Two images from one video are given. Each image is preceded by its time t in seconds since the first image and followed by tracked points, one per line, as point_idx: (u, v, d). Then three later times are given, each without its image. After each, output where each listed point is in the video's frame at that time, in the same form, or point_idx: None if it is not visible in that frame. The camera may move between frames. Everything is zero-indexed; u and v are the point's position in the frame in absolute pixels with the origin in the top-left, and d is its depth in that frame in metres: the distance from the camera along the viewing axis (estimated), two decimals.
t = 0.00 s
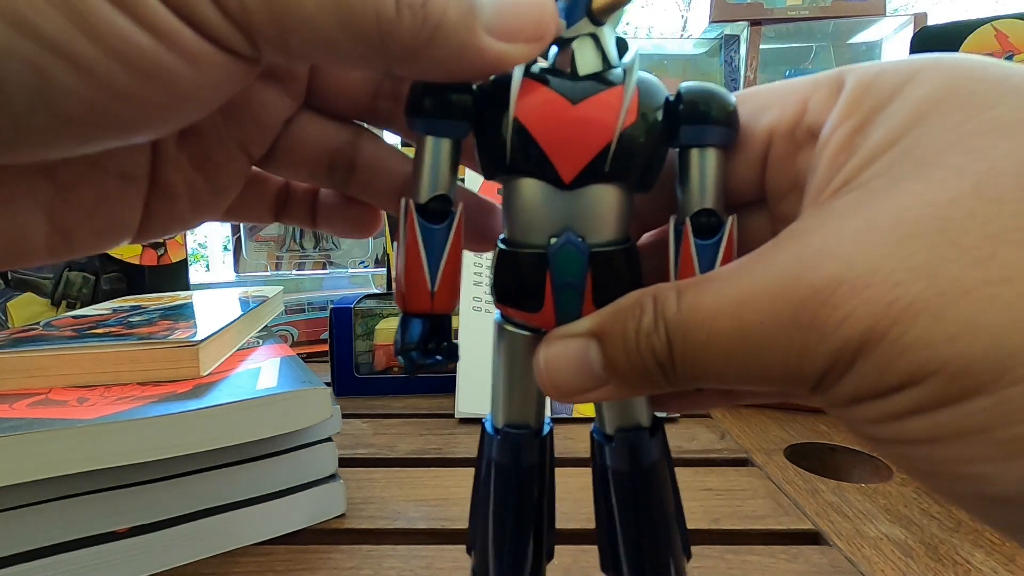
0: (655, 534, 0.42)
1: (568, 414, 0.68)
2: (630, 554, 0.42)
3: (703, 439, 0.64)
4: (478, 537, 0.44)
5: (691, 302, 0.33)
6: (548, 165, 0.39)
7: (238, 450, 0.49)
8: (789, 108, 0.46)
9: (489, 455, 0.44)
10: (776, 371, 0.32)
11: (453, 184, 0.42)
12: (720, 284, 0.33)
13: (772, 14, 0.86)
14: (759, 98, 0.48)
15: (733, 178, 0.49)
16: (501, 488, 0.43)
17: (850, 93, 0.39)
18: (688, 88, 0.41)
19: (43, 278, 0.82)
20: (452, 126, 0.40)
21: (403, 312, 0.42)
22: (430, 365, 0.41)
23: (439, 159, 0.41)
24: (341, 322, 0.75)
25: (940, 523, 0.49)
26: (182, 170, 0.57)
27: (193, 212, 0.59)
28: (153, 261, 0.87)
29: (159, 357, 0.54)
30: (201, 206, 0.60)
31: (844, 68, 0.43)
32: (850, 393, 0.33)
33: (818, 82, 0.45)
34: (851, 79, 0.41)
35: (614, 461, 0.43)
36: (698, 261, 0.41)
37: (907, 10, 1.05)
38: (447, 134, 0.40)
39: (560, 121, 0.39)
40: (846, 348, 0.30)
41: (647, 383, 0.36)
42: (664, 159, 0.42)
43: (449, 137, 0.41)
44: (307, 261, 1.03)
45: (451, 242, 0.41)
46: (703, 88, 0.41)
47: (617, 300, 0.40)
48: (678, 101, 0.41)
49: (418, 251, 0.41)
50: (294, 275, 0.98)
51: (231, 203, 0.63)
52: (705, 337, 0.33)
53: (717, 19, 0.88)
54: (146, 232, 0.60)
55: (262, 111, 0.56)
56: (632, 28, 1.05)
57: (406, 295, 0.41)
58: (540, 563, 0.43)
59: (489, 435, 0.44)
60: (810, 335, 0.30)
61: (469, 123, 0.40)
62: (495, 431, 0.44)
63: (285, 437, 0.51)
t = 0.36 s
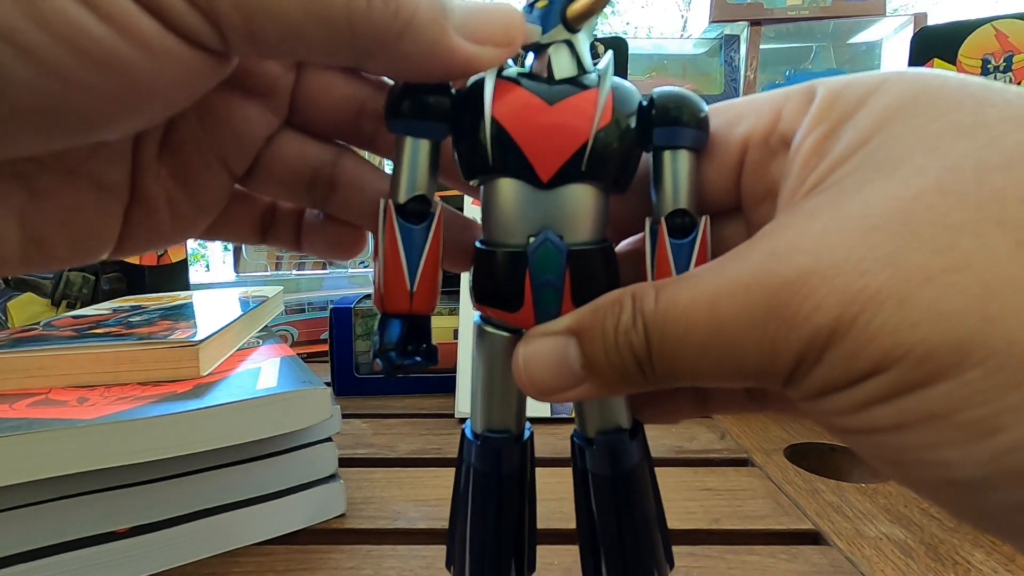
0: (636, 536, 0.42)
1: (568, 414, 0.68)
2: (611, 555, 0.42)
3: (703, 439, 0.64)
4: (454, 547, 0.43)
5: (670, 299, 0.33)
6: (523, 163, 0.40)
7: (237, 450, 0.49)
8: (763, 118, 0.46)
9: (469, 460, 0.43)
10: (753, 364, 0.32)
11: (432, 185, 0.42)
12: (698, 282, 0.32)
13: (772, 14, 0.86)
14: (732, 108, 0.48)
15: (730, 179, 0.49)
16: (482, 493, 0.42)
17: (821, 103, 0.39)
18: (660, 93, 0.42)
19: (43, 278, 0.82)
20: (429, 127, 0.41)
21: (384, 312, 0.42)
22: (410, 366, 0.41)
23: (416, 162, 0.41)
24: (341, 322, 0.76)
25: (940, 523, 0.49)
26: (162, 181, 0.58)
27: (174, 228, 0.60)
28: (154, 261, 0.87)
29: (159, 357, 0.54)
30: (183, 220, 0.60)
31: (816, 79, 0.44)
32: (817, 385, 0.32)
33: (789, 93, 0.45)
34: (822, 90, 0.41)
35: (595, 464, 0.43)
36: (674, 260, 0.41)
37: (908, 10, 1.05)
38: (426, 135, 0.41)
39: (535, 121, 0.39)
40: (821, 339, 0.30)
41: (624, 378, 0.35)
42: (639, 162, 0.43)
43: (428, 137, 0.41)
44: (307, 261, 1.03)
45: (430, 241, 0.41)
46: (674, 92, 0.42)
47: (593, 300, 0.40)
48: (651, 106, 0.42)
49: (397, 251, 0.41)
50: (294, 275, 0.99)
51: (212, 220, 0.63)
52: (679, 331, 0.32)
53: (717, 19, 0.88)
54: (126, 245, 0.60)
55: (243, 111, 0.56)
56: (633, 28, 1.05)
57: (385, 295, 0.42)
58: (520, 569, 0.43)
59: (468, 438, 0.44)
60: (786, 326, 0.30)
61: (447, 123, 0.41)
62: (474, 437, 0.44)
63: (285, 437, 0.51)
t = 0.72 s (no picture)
0: (637, 536, 0.42)
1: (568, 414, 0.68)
2: (612, 555, 0.42)
3: (703, 439, 0.64)
4: (456, 548, 0.43)
5: (668, 297, 0.33)
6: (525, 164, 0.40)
7: (238, 450, 0.49)
8: (761, 120, 0.46)
9: (472, 460, 0.43)
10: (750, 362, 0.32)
11: (437, 185, 0.42)
12: (699, 282, 0.32)
13: (772, 15, 0.86)
14: (729, 111, 0.48)
15: (728, 180, 0.49)
16: (483, 493, 0.42)
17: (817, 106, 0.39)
18: (659, 96, 0.42)
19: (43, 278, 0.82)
20: (432, 128, 0.41)
21: (387, 310, 0.42)
22: (415, 365, 0.41)
23: (420, 162, 0.41)
24: (341, 322, 0.76)
25: (940, 523, 0.49)
26: (166, 188, 0.58)
27: (176, 234, 0.60)
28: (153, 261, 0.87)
29: (159, 357, 0.54)
30: (187, 227, 0.60)
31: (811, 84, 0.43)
32: (818, 384, 0.33)
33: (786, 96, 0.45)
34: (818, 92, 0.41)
35: (596, 463, 0.43)
36: (673, 259, 0.41)
37: (908, 10, 1.05)
38: (430, 137, 0.41)
39: (536, 123, 0.40)
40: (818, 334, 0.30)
41: (622, 375, 0.35)
42: (639, 164, 0.43)
43: (432, 139, 0.41)
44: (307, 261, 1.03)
45: (432, 242, 0.42)
46: (673, 95, 0.42)
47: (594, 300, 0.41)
48: (650, 108, 0.42)
49: (400, 251, 0.41)
50: (294, 275, 0.99)
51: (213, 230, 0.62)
52: (680, 325, 0.32)
53: (717, 19, 0.88)
54: (128, 253, 0.60)
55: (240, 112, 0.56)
56: (633, 28, 1.05)
57: (389, 293, 0.42)
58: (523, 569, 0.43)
59: (471, 438, 0.44)
60: (780, 321, 0.30)
61: (452, 126, 0.41)
62: (477, 435, 0.44)
63: (285, 437, 0.51)
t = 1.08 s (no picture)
0: (635, 530, 0.42)
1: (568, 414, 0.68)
2: (611, 551, 0.42)
3: (703, 439, 0.64)
4: (457, 544, 0.43)
5: (664, 276, 0.30)
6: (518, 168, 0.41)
7: (237, 450, 0.49)
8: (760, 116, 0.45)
9: (472, 453, 0.43)
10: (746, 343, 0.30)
11: (440, 186, 0.43)
12: (699, 257, 0.30)
13: (772, 14, 0.86)
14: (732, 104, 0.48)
15: (730, 171, 0.49)
16: (484, 486, 0.42)
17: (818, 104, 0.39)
18: (647, 101, 0.43)
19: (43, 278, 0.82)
20: (433, 133, 0.41)
21: (390, 303, 0.42)
22: (416, 353, 0.41)
23: (424, 165, 0.42)
24: (341, 322, 0.75)
25: (940, 523, 0.49)
26: (172, 197, 0.58)
27: (181, 239, 0.60)
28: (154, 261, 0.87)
29: (159, 357, 0.54)
30: (190, 233, 0.60)
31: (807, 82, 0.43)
32: (812, 383, 0.33)
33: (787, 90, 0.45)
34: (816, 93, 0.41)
35: (594, 455, 0.43)
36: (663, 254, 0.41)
37: (908, 10, 1.05)
38: (431, 142, 0.42)
39: (532, 127, 0.40)
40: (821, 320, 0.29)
41: (602, 352, 0.33)
42: (629, 166, 0.43)
43: (433, 142, 0.42)
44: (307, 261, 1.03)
45: (434, 240, 0.42)
46: (659, 100, 0.43)
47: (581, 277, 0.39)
48: (638, 114, 0.43)
49: (404, 252, 0.42)
50: (294, 276, 0.99)
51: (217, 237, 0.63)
52: (678, 301, 0.30)
53: (717, 19, 0.88)
54: (135, 262, 0.60)
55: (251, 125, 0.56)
56: (633, 28, 1.05)
57: (394, 286, 0.42)
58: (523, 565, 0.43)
59: (471, 431, 0.44)
60: (785, 306, 0.29)
61: (454, 132, 0.42)
62: (476, 428, 0.44)
63: (285, 436, 0.51)
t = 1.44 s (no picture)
0: (636, 530, 0.42)
1: (569, 414, 0.68)
2: (612, 552, 0.42)
3: (704, 439, 0.64)
4: (458, 544, 0.43)
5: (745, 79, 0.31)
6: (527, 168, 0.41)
7: (238, 449, 0.49)
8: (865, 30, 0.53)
9: (473, 452, 0.43)
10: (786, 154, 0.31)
11: (443, 187, 0.43)
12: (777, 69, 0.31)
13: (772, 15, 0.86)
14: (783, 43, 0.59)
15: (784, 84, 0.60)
16: (484, 485, 0.42)
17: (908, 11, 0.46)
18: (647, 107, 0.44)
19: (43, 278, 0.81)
20: (439, 132, 0.42)
21: (393, 301, 0.43)
22: (416, 352, 0.42)
23: (428, 166, 0.42)
24: (341, 322, 0.75)
25: (940, 523, 0.49)
26: (178, 204, 0.58)
27: (186, 245, 0.60)
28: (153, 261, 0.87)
29: (159, 358, 0.54)
30: (196, 239, 0.60)
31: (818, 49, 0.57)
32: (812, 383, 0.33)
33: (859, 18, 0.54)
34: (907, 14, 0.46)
35: (595, 455, 0.43)
36: (666, 255, 0.45)
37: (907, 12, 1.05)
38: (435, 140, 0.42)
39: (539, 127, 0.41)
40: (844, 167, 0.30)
41: (636, 168, 0.36)
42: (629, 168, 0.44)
43: (438, 142, 0.42)
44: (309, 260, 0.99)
45: (438, 238, 0.42)
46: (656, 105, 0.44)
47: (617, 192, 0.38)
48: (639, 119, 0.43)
49: (408, 250, 0.42)
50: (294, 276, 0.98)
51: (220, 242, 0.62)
52: (743, 92, 0.31)
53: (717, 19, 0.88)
54: (141, 266, 0.60)
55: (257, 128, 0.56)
56: (632, 28, 1.05)
57: (398, 284, 0.42)
58: (524, 565, 0.43)
59: (472, 430, 0.44)
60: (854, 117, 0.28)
61: (459, 131, 0.42)
62: (477, 428, 0.44)
63: (285, 436, 0.51)
